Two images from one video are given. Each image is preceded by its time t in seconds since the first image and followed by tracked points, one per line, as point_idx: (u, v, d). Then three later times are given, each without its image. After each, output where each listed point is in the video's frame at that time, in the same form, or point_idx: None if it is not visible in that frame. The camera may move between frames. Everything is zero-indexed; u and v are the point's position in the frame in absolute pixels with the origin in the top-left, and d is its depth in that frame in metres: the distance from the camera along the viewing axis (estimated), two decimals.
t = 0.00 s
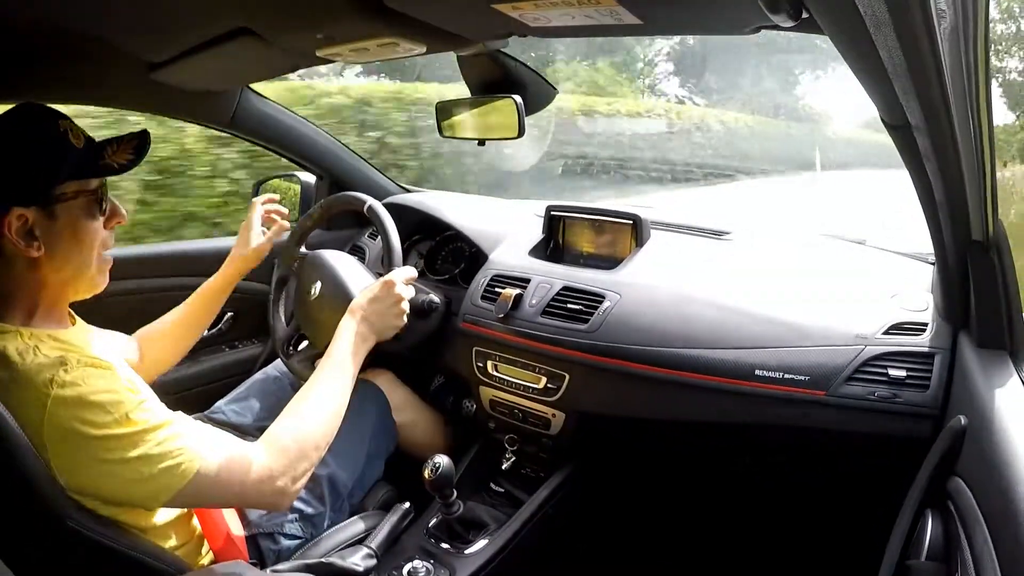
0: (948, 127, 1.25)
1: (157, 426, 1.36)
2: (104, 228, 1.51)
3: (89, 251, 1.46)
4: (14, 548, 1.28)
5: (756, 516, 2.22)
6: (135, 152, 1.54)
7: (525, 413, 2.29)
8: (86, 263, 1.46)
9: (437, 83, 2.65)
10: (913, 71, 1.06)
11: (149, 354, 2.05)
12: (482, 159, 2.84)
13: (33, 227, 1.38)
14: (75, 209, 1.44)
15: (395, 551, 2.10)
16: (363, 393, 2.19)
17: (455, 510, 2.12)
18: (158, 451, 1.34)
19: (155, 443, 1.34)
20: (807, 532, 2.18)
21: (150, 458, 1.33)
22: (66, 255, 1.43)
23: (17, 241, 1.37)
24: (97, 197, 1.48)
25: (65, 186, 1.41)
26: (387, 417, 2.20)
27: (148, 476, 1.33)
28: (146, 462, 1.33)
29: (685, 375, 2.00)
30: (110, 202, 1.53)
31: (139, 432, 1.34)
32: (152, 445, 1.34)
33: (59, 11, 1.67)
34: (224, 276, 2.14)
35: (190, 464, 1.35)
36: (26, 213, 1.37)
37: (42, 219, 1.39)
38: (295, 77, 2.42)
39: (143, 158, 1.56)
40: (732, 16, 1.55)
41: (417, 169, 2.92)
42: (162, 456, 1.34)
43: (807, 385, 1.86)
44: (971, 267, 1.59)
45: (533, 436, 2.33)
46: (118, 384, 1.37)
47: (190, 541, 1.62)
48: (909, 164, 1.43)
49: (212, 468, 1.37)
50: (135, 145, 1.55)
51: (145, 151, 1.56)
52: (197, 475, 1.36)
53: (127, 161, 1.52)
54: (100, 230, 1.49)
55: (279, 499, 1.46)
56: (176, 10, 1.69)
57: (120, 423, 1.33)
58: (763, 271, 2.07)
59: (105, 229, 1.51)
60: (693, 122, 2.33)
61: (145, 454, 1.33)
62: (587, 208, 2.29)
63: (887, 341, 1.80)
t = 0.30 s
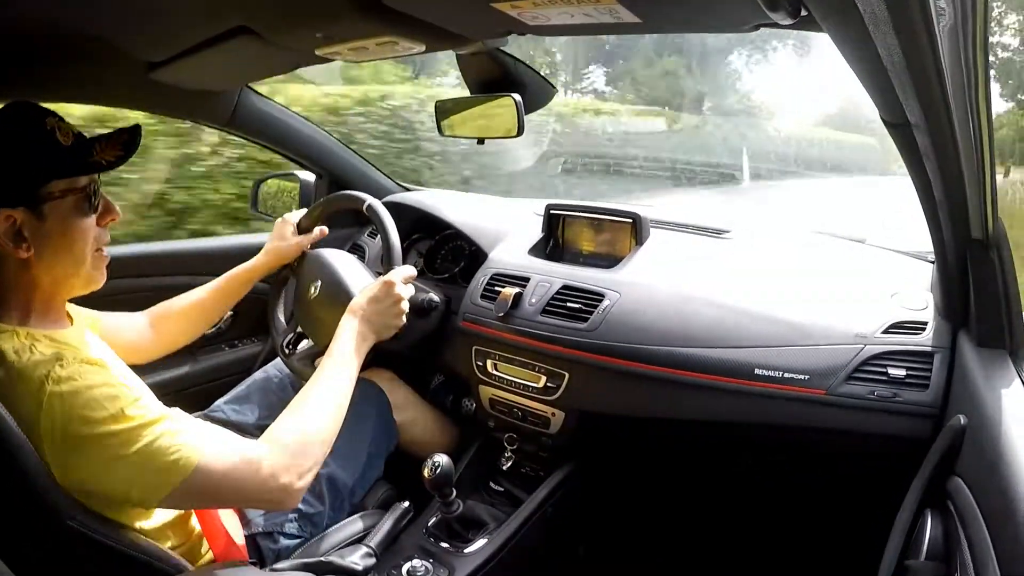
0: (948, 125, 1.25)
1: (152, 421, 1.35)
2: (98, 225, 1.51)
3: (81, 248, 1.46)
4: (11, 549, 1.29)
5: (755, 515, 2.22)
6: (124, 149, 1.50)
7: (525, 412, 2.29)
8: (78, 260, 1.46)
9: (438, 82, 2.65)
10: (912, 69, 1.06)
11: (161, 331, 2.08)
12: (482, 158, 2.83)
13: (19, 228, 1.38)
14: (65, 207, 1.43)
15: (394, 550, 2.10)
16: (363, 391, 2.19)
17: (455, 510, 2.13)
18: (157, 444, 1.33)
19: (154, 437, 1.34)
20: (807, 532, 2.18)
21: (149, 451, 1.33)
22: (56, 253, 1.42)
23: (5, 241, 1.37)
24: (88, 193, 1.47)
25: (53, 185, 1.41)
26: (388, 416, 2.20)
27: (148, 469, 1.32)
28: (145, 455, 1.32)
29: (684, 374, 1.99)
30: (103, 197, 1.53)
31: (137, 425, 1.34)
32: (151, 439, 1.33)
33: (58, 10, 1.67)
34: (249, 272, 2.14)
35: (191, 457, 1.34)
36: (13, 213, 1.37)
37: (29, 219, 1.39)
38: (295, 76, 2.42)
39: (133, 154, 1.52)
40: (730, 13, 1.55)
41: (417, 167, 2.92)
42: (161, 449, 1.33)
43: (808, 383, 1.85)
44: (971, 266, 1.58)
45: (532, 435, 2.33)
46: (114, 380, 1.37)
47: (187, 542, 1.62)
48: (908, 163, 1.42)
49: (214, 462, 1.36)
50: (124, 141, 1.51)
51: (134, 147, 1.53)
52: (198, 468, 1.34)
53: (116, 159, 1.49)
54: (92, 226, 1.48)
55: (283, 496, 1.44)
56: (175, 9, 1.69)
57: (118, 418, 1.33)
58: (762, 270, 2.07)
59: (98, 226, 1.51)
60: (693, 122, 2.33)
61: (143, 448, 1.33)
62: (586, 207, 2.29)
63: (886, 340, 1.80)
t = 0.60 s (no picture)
0: (949, 131, 1.25)
1: (150, 462, 1.29)
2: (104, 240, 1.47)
3: (86, 261, 1.41)
4: (9, 547, 1.23)
5: (756, 517, 2.22)
6: (136, 165, 1.49)
7: (525, 416, 2.29)
8: (82, 274, 1.42)
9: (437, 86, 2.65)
10: (914, 75, 1.06)
11: (162, 324, 2.05)
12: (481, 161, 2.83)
13: (23, 238, 1.34)
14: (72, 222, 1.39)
15: (394, 554, 2.10)
16: (363, 395, 2.19)
17: (455, 513, 2.16)
18: (152, 487, 1.27)
19: (151, 478, 1.28)
20: (807, 534, 2.19)
21: (142, 492, 1.26)
22: (62, 268, 1.39)
23: (9, 251, 1.34)
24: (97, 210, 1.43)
25: (62, 199, 1.37)
26: (388, 419, 2.20)
27: (136, 514, 1.25)
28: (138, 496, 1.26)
29: (685, 377, 1.99)
30: (110, 213, 1.49)
31: (136, 464, 1.28)
32: (147, 480, 1.27)
33: (56, 14, 1.67)
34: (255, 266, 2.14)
35: (182, 506, 1.27)
36: (19, 223, 1.33)
37: (33, 230, 1.34)
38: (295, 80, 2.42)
39: (145, 169, 1.50)
40: (731, 18, 1.56)
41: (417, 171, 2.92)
42: (154, 493, 1.27)
43: (807, 387, 1.86)
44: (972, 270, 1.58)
45: (533, 439, 2.32)
46: (116, 409, 1.34)
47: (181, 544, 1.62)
48: (909, 167, 1.42)
49: (204, 517, 1.29)
50: (137, 157, 1.50)
51: (146, 164, 1.51)
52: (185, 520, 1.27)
53: (125, 175, 1.47)
54: (99, 242, 1.44)
55: None
56: (175, 12, 1.68)
57: (120, 452, 1.28)
58: (762, 273, 2.07)
59: (104, 241, 1.47)
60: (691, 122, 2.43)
61: (138, 488, 1.26)
62: (586, 211, 2.29)
63: (887, 344, 1.80)
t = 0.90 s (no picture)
0: (951, 135, 1.26)
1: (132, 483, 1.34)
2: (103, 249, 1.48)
3: (86, 272, 1.43)
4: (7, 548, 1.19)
5: (756, 520, 2.22)
6: (142, 179, 1.48)
7: (525, 419, 2.28)
8: (83, 283, 1.44)
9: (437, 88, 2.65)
10: (918, 80, 1.07)
11: (163, 324, 2.07)
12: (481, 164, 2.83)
13: (26, 247, 1.35)
14: (74, 231, 1.40)
15: (396, 557, 2.10)
16: (363, 398, 2.18)
17: (456, 515, 2.15)
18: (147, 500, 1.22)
19: (130, 502, 1.31)
20: (807, 537, 2.19)
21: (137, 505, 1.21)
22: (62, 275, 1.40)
23: (8, 259, 1.33)
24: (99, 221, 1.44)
25: (65, 208, 1.38)
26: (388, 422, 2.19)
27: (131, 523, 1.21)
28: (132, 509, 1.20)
29: (686, 381, 1.99)
30: (112, 220, 1.51)
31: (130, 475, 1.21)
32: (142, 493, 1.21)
33: (56, 15, 1.66)
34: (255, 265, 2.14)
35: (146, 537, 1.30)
36: (21, 231, 1.33)
37: (37, 239, 1.36)
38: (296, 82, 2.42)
39: (151, 184, 1.50)
40: (734, 22, 1.56)
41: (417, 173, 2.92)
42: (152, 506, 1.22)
43: (808, 391, 1.86)
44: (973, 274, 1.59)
45: (533, 442, 2.32)
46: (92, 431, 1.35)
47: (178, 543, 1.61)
48: (911, 171, 1.43)
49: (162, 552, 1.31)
50: (143, 170, 1.49)
51: (152, 178, 1.50)
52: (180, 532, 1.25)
53: (131, 189, 1.46)
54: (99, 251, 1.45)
55: None
56: (175, 13, 1.68)
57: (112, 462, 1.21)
58: (762, 276, 2.08)
59: (105, 248, 1.49)
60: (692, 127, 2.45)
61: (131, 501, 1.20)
62: (586, 213, 2.29)
63: (888, 347, 1.81)
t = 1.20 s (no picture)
0: (951, 140, 1.26)
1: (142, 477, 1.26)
2: (94, 246, 1.48)
3: (77, 268, 1.43)
4: (9, 549, 1.20)
5: (756, 523, 2.22)
6: (130, 173, 1.52)
7: (524, 424, 2.28)
8: (75, 280, 1.44)
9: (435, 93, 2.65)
10: (916, 85, 1.07)
11: (162, 330, 2.04)
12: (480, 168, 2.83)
13: (16, 249, 1.36)
14: (63, 231, 1.40)
15: (398, 562, 2.13)
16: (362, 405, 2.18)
17: (456, 521, 2.10)
18: (137, 505, 1.22)
19: (142, 498, 1.23)
20: (807, 542, 2.19)
21: (126, 511, 1.21)
22: (55, 273, 1.40)
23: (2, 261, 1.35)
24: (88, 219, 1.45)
25: (54, 209, 1.39)
26: (387, 428, 2.19)
27: (121, 531, 1.20)
28: (122, 515, 1.21)
29: (684, 386, 1.99)
30: (102, 218, 1.50)
31: (124, 480, 1.24)
32: (132, 499, 1.22)
33: (55, 20, 1.66)
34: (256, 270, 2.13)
35: (170, 527, 1.21)
36: (12, 234, 1.34)
37: (26, 241, 1.36)
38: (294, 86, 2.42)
39: (139, 177, 1.54)
40: (734, 28, 1.57)
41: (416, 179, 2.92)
42: (141, 512, 1.21)
43: (807, 396, 1.86)
44: (972, 276, 1.58)
45: (532, 448, 2.31)
46: (108, 423, 1.31)
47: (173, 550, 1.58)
48: (911, 175, 1.43)
49: (194, 542, 1.21)
50: (130, 165, 1.53)
51: (140, 170, 1.55)
52: (174, 540, 1.21)
53: (121, 183, 1.49)
54: (89, 249, 1.45)
55: None
56: (174, 18, 1.68)
57: (108, 466, 1.25)
58: (762, 282, 2.07)
59: (96, 246, 1.49)
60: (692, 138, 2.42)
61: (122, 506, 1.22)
62: (585, 218, 2.29)
63: (887, 352, 1.80)
